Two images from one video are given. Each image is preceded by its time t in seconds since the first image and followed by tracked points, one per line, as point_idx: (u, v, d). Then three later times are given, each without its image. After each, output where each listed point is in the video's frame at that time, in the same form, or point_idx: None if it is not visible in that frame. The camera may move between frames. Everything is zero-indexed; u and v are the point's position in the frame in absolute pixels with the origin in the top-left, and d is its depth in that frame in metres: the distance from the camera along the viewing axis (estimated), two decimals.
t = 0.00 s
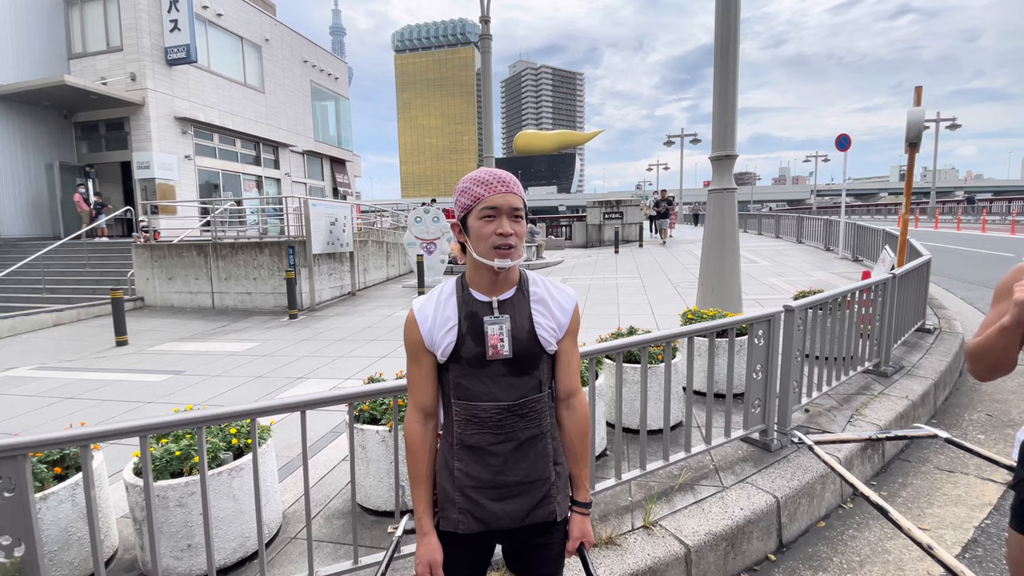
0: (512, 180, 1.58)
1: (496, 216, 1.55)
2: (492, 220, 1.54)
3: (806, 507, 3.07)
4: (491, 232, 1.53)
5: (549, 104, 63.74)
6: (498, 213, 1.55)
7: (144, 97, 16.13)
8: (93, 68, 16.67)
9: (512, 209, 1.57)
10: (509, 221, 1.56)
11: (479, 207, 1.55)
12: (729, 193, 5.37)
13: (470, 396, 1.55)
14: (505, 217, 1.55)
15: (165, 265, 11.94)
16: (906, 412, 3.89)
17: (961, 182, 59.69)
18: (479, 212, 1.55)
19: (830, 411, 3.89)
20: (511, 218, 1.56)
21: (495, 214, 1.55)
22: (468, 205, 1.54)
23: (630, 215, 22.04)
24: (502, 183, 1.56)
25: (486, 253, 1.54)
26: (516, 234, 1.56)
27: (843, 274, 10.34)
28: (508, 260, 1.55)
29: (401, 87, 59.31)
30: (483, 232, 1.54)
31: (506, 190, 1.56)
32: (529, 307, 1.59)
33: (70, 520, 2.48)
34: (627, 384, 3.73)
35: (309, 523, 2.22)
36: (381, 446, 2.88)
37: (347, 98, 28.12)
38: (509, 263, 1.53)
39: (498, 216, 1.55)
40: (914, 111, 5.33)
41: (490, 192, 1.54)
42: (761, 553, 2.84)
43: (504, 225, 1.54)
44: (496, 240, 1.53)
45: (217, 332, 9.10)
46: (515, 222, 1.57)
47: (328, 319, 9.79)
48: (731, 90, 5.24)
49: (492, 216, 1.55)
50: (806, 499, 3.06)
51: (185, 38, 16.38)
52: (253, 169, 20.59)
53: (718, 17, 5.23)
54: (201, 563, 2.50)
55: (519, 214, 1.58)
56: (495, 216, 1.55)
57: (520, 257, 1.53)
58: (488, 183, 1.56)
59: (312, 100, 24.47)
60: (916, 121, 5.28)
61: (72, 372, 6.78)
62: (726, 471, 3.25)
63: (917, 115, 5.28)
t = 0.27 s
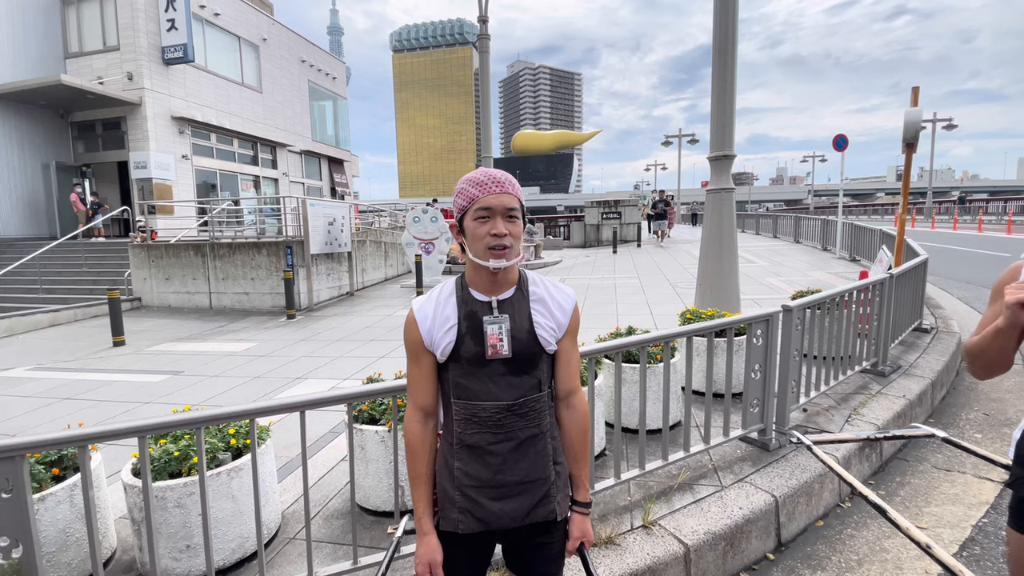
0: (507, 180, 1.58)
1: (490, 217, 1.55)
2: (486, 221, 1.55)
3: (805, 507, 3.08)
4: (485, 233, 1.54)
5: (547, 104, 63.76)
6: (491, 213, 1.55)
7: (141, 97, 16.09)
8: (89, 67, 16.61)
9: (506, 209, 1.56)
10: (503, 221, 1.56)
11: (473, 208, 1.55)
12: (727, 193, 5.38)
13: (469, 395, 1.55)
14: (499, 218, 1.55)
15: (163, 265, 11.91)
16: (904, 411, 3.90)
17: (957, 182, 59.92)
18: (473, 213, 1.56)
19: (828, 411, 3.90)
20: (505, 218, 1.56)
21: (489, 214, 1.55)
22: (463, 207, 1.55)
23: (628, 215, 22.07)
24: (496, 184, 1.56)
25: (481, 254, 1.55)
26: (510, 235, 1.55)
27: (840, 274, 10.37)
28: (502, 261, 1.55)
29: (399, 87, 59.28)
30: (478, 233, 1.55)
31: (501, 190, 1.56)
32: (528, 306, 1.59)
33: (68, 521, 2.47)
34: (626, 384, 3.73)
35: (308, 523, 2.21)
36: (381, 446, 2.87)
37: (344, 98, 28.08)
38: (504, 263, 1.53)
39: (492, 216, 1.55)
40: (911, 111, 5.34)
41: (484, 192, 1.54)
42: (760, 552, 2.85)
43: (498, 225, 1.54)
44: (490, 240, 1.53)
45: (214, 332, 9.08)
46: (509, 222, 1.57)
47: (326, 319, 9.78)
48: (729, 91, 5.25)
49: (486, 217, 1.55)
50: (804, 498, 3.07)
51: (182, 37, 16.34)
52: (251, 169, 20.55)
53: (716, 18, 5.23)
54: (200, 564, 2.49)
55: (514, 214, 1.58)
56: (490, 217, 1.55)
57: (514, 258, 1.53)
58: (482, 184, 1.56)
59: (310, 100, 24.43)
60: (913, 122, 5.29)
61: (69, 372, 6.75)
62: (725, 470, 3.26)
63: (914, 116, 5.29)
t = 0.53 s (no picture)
0: (484, 172, 1.55)
1: (465, 212, 1.55)
2: (461, 216, 1.55)
3: (802, 504, 3.07)
4: (459, 227, 1.54)
5: (544, 104, 63.72)
6: (463, 209, 1.55)
7: (135, 95, 15.99)
8: (83, 66, 16.51)
9: (480, 202, 1.53)
10: (477, 215, 1.54)
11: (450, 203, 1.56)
12: (724, 191, 5.38)
13: (464, 388, 1.53)
14: (472, 212, 1.54)
15: (157, 264, 11.83)
16: (901, 408, 3.90)
17: (952, 183, 60.29)
18: (451, 208, 1.57)
19: (825, 408, 3.89)
20: (479, 211, 1.54)
21: (463, 209, 1.55)
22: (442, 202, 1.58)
23: (625, 215, 22.09)
24: (474, 177, 1.54)
25: (458, 249, 1.56)
26: (484, 228, 1.52)
27: (836, 273, 10.38)
28: (475, 255, 1.53)
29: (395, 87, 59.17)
30: (455, 228, 1.56)
31: (478, 183, 1.54)
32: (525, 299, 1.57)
33: (58, 521, 2.43)
34: (623, 382, 3.72)
35: (302, 522, 2.18)
36: (376, 444, 2.85)
37: (341, 98, 28.00)
38: (476, 258, 1.52)
39: (466, 211, 1.55)
40: (907, 110, 5.35)
41: (460, 187, 1.54)
42: (757, 549, 2.84)
43: (470, 220, 1.53)
44: (463, 235, 1.53)
45: (209, 332, 9.02)
46: (485, 216, 1.53)
47: (322, 318, 9.73)
48: (726, 88, 5.24)
49: (461, 212, 1.55)
50: (802, 495, 3.06)
51: (177, 35, 16.25)
52: (247, 168, 20.46)
53: (712, 15, 5.22)
54: (191, 564, 2.46)
55: (490, 207, 1.54)
56: (464, 212, 1.55)
57: (484, 252, 1.50)
58: (461, 178, 1.55)
59: (306, 99, 24.36)
60: (909, 120, 5.29)
61: (61, 372, 6.69)
62: (723, 468, 3.25)
63: (910, 114, 5.30)
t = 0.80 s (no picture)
0: (457, 159, 1.53)
1: (436, 198, 1.53)
2: (432, 204, 1.54)
3: (791, 499, 3.07)
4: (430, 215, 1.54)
5: (539, 104, 63.71)
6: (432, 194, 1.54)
7: (127, 93, 15.87)
8: (74, 63, 16.37)
9: (451, 189, 1.51)
10: (447, 202, 1.52)
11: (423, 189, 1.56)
12: (715, 188, 5.39)
13: (441, 379, 1.53)
14: (442, 199, 1.52)
15: (148, 264, 11.74)
16: (890, 404, 3.90)
17: (944, 183, 60.71)
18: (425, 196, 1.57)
19: (815, 404, 3.89)
20: (449, 199, 1.52)
21: (434, 196, 1.53)
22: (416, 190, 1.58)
23: (619, 214, 22.11)
24: (445, 164, 1.53)
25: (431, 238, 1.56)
26: (453, 215, 1.50)
27: (828, 271, 10.42)
28: (444, 242, 1.52)
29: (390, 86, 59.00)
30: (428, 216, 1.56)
31: (451, 170, 1.53)
32: (505, 290, 1.55)
33: (38, 519, 2.40)
34: (614, 378, 3.71)
35: (285, 518, 2.15)
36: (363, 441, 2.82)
37: (335, 97, 27.89)
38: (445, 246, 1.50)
39: (437, 198, 1.53)
40: (897, 107, 5.36)
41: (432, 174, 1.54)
42: (746, 545, 2.83)
43: (440, 207, 1.51)
44: (432, 222, 1.52)
45: (200, 331, 8.95)
46: (454, 203, 1.52)
47: (314, 317, 9.68)
48: (718, 85, 5.24)
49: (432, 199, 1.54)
50: (791, 490, 3.06)
51: (169, 33, 16.14)
52: (239, 167, 20.34)
53: (704, 12, 5.22)
54: (174, 562, 2.43)
55: (459, 194, 1.52)
56: (434, 199, 1.53)
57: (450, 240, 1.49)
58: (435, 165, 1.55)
59: (300, 98, 24.25)
60: (899, 118, 5.30)
61: (49, 371, 6.62)
62: (712, 463, 3.24)
63: (900, 111, 5.31)
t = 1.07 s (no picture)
0: (443, 152, 1.51)
1: (423, 193, 1.51)
2: (420, 198, 1.51)
3: (783, 498, 3.06)
4: (417, 210, 1.50)
5: (534, 104, 63.78)
6: (418, 187, 1.51)
7: (117, 92, 15.71)
8: (63, 61, 16.19)
9: (439, 182, 1.49)
10: (436, 196, 1.49)
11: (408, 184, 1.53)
12: (707, 187, 5.39)
13: (426, 381, 1.50)
14: (430, 193, 1.49)
15: (137, 263, 11.63)
16: (881, 403, 3.91)
17: (934, 183, 61.23)
18: (410, 191, 1.53)
19: (807, 403, 3.89)
20: (437, 192, 1.49)
21: (422, 189, 1.50)
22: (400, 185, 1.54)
23: (613, 214, 22.13)
24: (432, 157, 1.50)
25: (418, 233, 1.52)
26: (443, 209, 1.48)
27: (820, 270, 10.47)
28: (433, 237, 1.48)
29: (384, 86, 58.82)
30: (415, 211, 1.52)
31: (436, 163, 1.50)
32: (491, 290, 1.52)
33: (18, 524, 2.35)
34: (605, 377, 3.69)
35: (269, 522, 2.11)
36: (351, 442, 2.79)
37: (328, 96, 27.76)
38: (435, 241, 1.47)
39: (425, 192, 1.50)
40: (888, 107, 5.37)
41: (419, 167, 1.50)
42: (737, 544, 2.82)
43: (428, 201, 1.48)
44: (420, 217, 1.48)
45: (190, 332, 8.87)
46: (443, 197, 1.49)
47: (306, 318, 9.62)
48: (710, 85, 5.23)
49: (419, 192, 1.51)
50: (782, 489, 3.05)
51: (160, 31, 15.99)
52: (231, 166, 20.20)
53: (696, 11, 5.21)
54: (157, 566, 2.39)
55: (448, 187, 1.49)
56: (422, 193, 1.50)
57: (442, 235, 1.45)
58: (419, 160, 1.52)
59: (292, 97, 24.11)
60: (889, 118, 5.33)
61: (36, 372, 6.53)
62: (703, 463, 3.23)
63: (891, 111, 5.33)
